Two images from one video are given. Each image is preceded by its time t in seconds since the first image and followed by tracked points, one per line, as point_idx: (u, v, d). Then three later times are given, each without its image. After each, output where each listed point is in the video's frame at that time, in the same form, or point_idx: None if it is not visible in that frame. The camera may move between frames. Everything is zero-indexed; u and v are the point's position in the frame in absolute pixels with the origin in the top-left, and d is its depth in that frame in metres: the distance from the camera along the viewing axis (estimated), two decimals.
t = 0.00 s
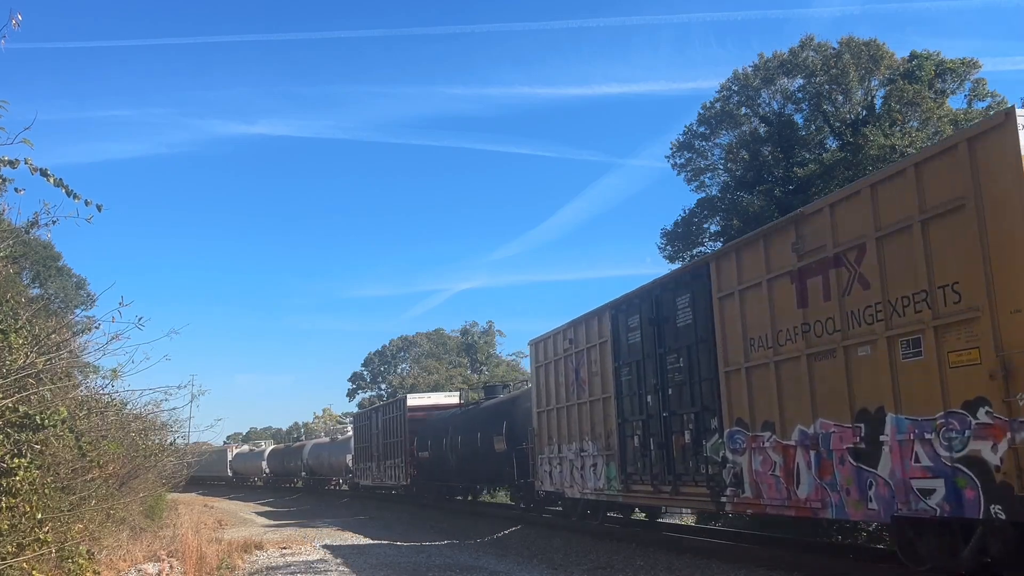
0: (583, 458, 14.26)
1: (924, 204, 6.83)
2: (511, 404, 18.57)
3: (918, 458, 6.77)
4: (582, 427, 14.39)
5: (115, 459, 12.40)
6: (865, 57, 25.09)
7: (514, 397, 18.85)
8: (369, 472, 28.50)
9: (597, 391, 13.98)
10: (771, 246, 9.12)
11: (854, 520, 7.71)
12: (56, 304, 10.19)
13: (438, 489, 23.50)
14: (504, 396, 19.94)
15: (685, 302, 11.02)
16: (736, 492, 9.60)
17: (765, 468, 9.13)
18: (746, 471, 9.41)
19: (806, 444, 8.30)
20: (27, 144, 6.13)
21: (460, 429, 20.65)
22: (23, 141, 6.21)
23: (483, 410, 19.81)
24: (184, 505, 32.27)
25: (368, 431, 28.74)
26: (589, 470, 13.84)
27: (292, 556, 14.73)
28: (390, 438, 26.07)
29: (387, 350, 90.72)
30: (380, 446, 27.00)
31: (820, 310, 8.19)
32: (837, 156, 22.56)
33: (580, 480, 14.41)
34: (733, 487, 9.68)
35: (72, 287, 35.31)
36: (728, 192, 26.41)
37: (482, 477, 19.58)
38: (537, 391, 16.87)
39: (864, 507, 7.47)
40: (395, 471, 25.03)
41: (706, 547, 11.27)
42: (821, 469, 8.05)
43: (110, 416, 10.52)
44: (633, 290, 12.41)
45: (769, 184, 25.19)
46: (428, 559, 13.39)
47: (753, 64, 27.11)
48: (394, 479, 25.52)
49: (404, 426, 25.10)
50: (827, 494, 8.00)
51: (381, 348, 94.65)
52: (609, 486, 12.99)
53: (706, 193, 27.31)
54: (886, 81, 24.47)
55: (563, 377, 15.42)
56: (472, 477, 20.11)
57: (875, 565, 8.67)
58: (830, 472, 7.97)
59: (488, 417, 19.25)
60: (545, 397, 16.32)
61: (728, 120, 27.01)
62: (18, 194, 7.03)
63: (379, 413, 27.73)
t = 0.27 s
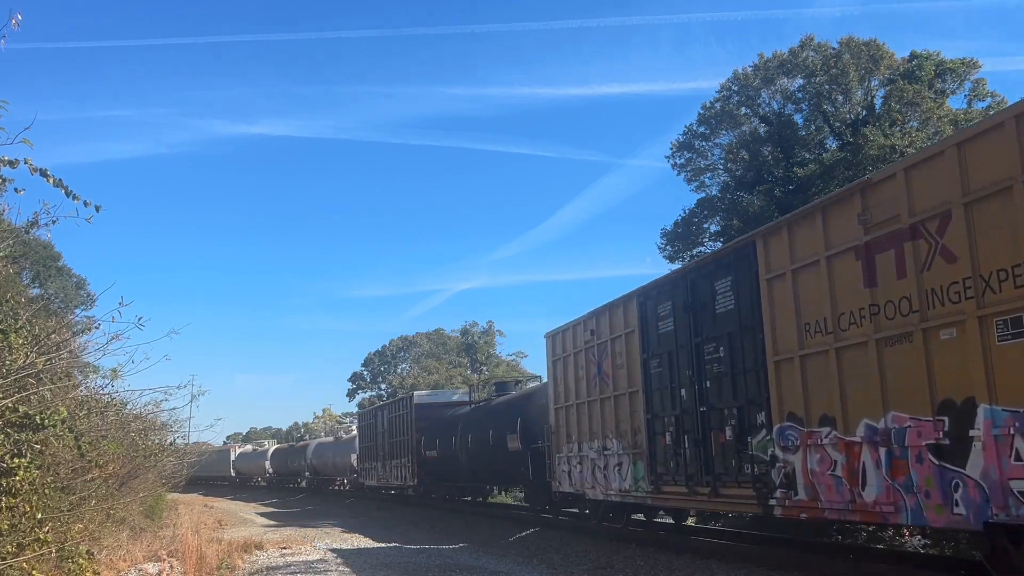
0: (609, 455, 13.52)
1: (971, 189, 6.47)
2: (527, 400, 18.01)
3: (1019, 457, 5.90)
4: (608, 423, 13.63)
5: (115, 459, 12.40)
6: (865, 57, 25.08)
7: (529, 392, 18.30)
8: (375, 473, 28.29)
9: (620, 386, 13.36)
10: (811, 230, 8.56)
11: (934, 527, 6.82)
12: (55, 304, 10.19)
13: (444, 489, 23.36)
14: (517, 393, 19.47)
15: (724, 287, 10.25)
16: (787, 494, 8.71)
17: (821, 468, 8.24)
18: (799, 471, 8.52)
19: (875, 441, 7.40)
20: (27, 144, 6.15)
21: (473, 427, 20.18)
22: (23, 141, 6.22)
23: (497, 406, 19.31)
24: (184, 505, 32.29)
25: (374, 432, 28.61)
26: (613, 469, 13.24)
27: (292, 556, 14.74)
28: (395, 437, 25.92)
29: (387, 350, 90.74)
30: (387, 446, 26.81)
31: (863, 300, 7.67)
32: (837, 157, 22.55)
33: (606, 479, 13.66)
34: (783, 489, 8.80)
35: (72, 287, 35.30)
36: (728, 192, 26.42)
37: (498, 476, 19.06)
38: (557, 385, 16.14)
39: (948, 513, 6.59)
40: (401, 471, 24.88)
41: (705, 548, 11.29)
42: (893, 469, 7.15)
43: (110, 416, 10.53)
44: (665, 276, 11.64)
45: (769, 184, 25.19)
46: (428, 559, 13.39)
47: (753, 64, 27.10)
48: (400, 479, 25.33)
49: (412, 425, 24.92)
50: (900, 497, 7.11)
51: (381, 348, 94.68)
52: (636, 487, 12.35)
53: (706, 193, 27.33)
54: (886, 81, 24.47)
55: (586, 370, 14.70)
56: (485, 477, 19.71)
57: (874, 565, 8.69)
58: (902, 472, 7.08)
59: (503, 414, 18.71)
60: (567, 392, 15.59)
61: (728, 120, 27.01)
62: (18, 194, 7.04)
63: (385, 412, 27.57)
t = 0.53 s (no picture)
0: (638, 453, 12.62)
1: None
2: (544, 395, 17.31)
3: None
4: (638, 418, 12.72)
5: (115, 459, 12.40)
6: (865, 57, 25.08)
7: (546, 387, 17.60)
8: (381, 472, 28.00)
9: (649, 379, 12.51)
10: (873, 199, 7.57)
11: None
12: (56, 304, 10.19)
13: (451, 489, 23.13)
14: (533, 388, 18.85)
15: (770, 267, 9.29)
16: (850, 496, 7.70)
17: (891, 466, 7.21)
18: (864, 470, 7.50)
19: (962, 436, 6.38)
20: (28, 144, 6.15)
21: (487, 424, 19.56)
22: (24, 141, 6.22)
23: (513, 402, 18.64)
24: (184, 505, 32.29)
25: (379, 431, 28.40)
26: (643, 468, 12.45)
27: (292, 556, 14.74)
28: (402, 437, 25.69)
29: (387, 350, 90.75)
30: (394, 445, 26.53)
31: (933, 274, 6.73)
32: (837, 157, 22.53)
33: (635, 479, 12.75)
34: (845, 490, 7.78)
35: (72, 287, 35.30)
36: (728, 192, 26.43)
37: (513, 475, 18.39)
38: (580, 379, 15.29)
39: None
40: (408, 471, 24.65)
41: (705, 548, 11.27)
42: (987, 468, 6.15)
43: (110, 416, 10.52)
44: (700, 258, 10.70)
45: (769, 184, 25.19)
46: (428, 559, 13.39)
47: (753, 64, 27.10)
48: (407, 479, 25.01)
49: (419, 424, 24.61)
50: (997, 501, 6.11)
51: (381, 348, 94.71)
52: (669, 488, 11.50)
53: (706, 193, 27.33)
54: (886, 81, 24.47)
55: (611, 362, 13.84)
56: (499, 475, 19.16)
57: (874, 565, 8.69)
58: (999, 472, 6.08)
59: (519, 409, 18.03)
60: (591, 386, 14.72)
61: (728, 120, 27.01)
62: (19, 194, 7.03)
63: (391, 411, 27.33)
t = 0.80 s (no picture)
0: (669, 451, 11.56)
1: None
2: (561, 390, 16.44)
3: None
4: (669, 414, 11.64)
5: (115, 459, 12.39)
6: (865, 57, 25.08)
7: (564, 381, 16.73)
8: (388, 473, 27.57)
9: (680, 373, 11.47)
10: (958, 157, 6.58)
11: None
12: (56, 304, 10.18)
13: (460, 488, 22.75)
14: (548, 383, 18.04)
15: (827, 241, 8.21)
16: (928, 499, 6.66)
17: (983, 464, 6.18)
18: (946, 469, 6.46)
19: None
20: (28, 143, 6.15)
21: (501, 422, 18.76)
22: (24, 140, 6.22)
23: (527, 398, 17.80)
24: (184, 505, 32.28)
25: (386, 430, 28.10)
26: (674, 469, 11.44)
27: (292, 557, 14.74)
28: (408, 436, 25.38)
29: (387, 350, 90.73)
30: (400, 444, 26.16)
31: None
32: (837, 157, 22.53)
33: (666, 480, 11.68)
34: (922, 492, 6.73)
35: (72, 287, 35.29)
36: (728, 191, 26.43)
37: (529, 474, 17.54)
38: (602, 372, 14.28)
39: None
40: (415, 471, 24.33)
41: (706, 548, 11.27)
42: None
43: (110, 416, 10.52)
44: (744, 236, 9.63)
45: (769, 184, 25.19)
46: (428, 559, 13.38)
47: (753, 64, 27.09)
48: (413, 479, 24.65)
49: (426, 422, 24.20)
50: None
51: (381, 348, 94.72)
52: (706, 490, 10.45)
53: (706, 193, 27.34)
54: (886, 81, 24.47)
55: (637, 354, 12.81)
56: (513, 476, 18.45)
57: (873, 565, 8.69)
58: None
59: (534, 406, 17.18)
60: (615, 380, 13.69)
61: (728, 120, 27.00)
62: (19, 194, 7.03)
63: (397, 409, 27.01)
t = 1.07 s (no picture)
0: (708, 449, 10.61)
1: None
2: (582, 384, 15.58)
3: None
4: (708, 408, 10.67)
5: (115, 459, 12.40)
6: (865, 57, 25.08)
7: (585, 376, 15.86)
8: (396, 473, 27.06)
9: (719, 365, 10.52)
10: None
11: None
12: (56, 304, 10.19)
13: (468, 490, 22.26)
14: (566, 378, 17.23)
15: (901, 211, 7.28)
16: None
17: None
18: None
19: None
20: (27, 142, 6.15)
21: (519, 419, 17.96)
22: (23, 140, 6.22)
23: (547, 394, 16.94)
24: (184, 505, 32.27)
25: (394, 429, 27.69)
26: (713, 469, 10.50)
27: (292, 556, 14.74)
28: (416, 435, 24.97)
29: (387, 350, 90.67)
30: (409, 444, 25.68)
31: None
32: (837, 157, 22.52)
33: (704, 480, 10.73)
34: None
35: (72, 287, 35.28)
36: (728, 192, 26.44)
37: (548, 475, 16.71)
38: (629, 365, 13.33)
39: None
40: (423, 470, 23.97)
41: (705, 548, 11.28)
42: None
43: (110, 416, 10.53)
44: (797, 211, 8.69)
45: (769, 184, 25.19)
46: (428, 559, 13.39)
47: (753, 64, 27.09)
48: (422, 479, 24.15)
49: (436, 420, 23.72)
50: None
51: (381, 348, 94.71)
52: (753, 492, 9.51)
53: (706, 193, 27.35)
54: (886, 81, 24.48)
55: (670, 343, 11.87)
56: (530, 476, 17.70)
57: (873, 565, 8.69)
58: None
59: (553, 402, 16.34)
60: (644, 372, 12.76)
61: (728, 120, 27.01)
62: (20, 194, 7.04)
63: (404, 407, 26.61)
